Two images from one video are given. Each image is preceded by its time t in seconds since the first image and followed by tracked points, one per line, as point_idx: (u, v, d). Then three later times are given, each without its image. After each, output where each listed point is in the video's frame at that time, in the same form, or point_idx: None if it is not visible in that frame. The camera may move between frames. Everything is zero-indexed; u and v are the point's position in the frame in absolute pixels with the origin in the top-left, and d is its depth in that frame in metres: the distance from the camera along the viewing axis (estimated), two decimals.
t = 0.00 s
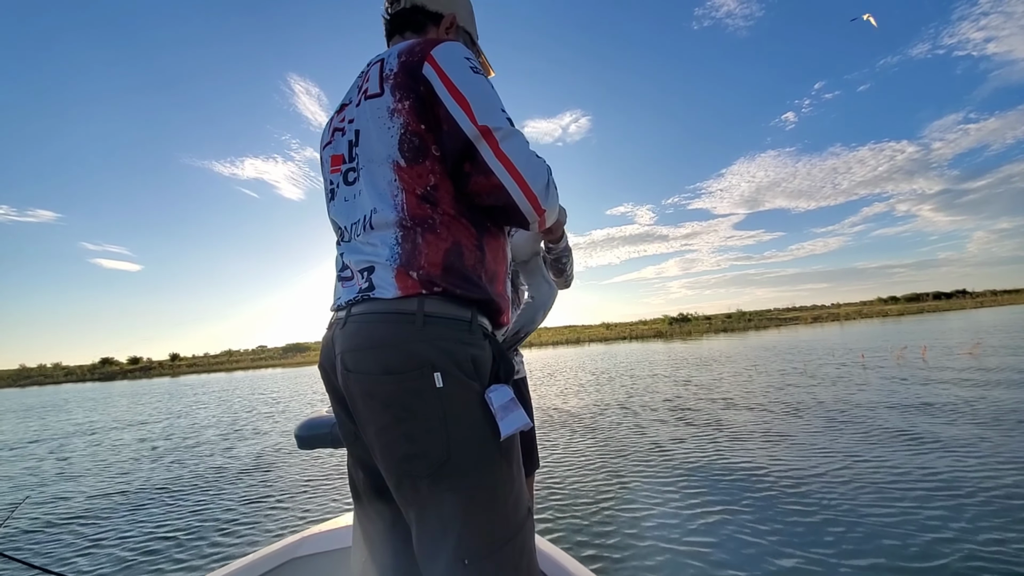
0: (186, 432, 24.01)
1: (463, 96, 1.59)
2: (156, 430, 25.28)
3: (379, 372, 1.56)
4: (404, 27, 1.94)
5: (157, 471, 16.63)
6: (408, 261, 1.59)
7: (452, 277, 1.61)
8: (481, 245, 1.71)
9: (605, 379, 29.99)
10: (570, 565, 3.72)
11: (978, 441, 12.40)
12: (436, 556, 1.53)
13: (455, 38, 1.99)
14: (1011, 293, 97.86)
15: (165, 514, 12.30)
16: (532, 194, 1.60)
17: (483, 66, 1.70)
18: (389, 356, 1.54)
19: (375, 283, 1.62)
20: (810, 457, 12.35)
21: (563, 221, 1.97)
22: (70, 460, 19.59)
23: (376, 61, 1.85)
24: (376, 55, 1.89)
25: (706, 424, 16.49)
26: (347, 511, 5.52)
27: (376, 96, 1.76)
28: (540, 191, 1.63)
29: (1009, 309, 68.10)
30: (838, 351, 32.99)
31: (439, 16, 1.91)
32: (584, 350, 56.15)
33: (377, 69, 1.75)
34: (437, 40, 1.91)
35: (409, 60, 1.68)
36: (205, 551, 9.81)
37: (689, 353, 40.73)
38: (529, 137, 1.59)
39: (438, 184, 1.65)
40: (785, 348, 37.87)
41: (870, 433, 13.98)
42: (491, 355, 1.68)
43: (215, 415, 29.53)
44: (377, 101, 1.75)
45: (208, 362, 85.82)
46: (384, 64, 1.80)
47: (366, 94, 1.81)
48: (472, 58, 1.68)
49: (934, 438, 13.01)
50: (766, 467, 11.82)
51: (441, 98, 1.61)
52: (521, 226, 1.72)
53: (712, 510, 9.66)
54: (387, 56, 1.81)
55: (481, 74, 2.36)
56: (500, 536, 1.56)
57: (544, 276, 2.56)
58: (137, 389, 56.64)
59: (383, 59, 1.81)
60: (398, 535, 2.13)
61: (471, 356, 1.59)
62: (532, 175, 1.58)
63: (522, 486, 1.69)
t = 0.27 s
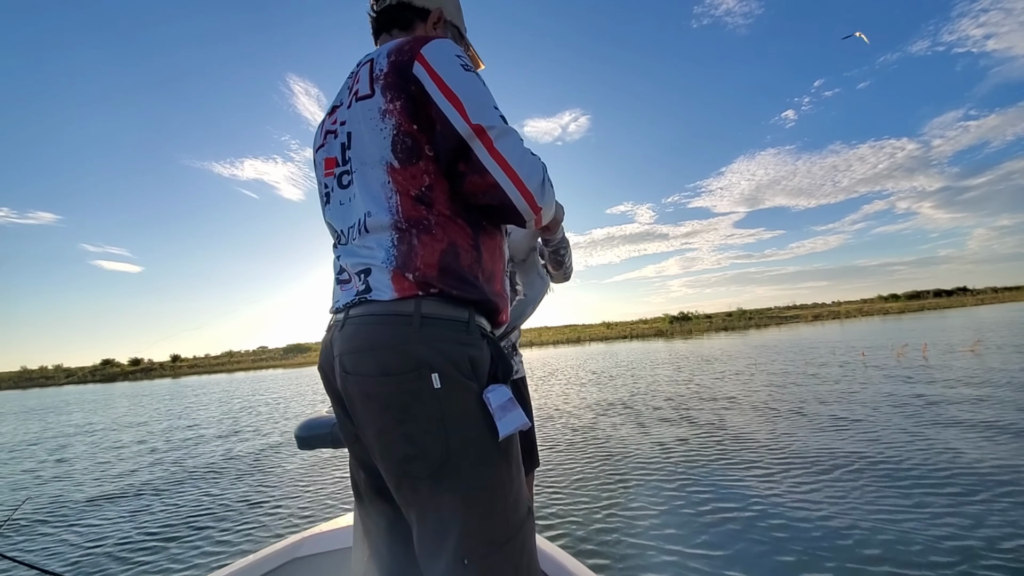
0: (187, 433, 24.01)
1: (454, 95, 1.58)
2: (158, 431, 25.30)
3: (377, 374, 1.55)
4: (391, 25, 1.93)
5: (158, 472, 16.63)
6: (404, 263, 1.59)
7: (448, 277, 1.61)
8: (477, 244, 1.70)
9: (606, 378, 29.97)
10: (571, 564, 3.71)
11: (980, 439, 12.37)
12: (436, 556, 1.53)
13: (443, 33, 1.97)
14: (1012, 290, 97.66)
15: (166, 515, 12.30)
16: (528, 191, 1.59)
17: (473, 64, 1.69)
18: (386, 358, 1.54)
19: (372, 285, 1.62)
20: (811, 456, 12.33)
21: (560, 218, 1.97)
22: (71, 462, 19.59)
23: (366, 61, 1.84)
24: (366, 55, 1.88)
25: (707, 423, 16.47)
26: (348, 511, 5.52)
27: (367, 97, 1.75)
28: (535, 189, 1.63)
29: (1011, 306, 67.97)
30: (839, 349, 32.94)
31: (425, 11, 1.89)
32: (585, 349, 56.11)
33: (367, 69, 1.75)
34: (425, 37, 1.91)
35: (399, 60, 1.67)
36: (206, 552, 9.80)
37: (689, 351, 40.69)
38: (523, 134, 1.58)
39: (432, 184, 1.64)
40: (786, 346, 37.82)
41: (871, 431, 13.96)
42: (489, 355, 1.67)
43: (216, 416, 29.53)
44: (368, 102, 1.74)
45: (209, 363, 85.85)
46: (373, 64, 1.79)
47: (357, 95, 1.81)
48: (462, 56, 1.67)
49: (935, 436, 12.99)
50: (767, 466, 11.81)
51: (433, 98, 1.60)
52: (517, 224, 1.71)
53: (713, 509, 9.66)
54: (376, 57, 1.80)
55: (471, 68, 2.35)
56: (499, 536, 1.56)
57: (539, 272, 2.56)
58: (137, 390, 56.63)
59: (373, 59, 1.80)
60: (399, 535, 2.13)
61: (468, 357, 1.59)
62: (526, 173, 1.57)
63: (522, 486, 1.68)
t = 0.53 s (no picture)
0: (187, 432, 24.01)
1: (448, 96, 1.57)
2: (158, 430, 25.30)
3: (376, 374, 1.56)
4: (377, 23, 1.92)
5: (158, 471, 16.64)
6: (402, 266, 1.59)
7: (447, 279, 1.61)
8: (475, 243, 1.70)
9: (606, 379, 29.97)
10: (571, 565, 3.72)
11: (978, 441, 12.39)
12: (436, 554, 1.54)
13: (428, 27, 1.96)
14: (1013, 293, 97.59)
15: (165, 514, 12.30)
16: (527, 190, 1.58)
17: (465, 63, 1.69)
18: (386, 359, 1.55)
19: (371, 288, 1.63)
20: (811, 457, 12.33)
21: (561, 217, 1.96)
22: (71, 460, 19.61)
23: (356, 64, 1.84)
24: (356, 57, 1.87)
25: (707, 424, 16.48)
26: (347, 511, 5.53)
27: (359, 101, 1.75)
28: (534, 188, 1.62)
29: (1012, 309, 67.91)
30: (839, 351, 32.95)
31: (409, 5, 1.88)
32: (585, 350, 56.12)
33: (358, 73, 1.74)
34: (411, 33, 1.89)
35: (390, 61, 1.66)
36: (205, 551, 9.81)
37: (690, 352, 40.69)
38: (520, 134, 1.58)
39: (429, 186, 1.64)
40: (787, 348, 37.81)
41: (870, 433, 13.97)
42: (489, 355, 1.67)
43: (216, 414, 29.54)
44: (360, 106, 1.74)
45: (209, 361, 85.90)
46: (364, 67, 1.79)
47: (349, 99, 1.80)
48: (454, 56, 1.67)
49: (935, 438, 13.00)
50: (766, 467, 11.81)
51: (426, 100, 1.60)
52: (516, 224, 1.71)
53: (712, 510, 9.66)
54: (366, 59, 1.80)
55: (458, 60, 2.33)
56: (499, 535, 1.56)
57: (541, 273, 2.53)
58: (138, 388, 56.65)
59: (363, 62, 1.80)
60: (401, 534, 2.13)
61: (468, 357, 1.59)
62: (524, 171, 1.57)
63: (522, 485, 1.68)
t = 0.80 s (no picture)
0: (187, 430, 24.03)
1: (437, 96, 1.57)
2: (158, 428, 25.32)
3: (372, 375, 1.56)
4: (363, 26, 1.91)
5: (157, 469, 16.65)
6: (396, 267, 1.60)
7: (441, 279, 1.61)
8: (469, 243, 1.70)
9: (607, 380, 30.00)
10: (570, 565, 3.71)
11: (977, 445, 12.41)
12: (434, 552, 1.54)
13: (414, 27, 1.95)
14: (1014, 297, 97.58)
15: (164, 512, 12.31)
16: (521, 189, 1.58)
17: (453, 62, 1.68)
18: (381, 359, 1.55)
19: (367, 290, 1.64)
20: (810, 459, 12.35)
21: (559, 214, 1.95)
22: (71, 457, 19.63)
23: (345, 69, 1.84)
24: (345, 61, 1.88)
25: (707, 425, 16.49)
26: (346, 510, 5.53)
27: (349, 105, 1.76)
28: (527, 185, 1.62)
29: (1013, 313, 67.87)
30: (839, 354, 32.96)
31: (394, 6, 1.87)
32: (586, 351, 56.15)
33: (346, 77, 1.75)
34: (397, 34, 1.89)
35: (378, 65, 1.66)
36: (204, 549, 9.82)
37: (690, 354, 40.71)
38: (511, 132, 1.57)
39: (421, 187, 1.64)
40: (787, 350, 37.83)
41: (870, 436, 13.98)
42: (485, 354, 1.67)
43: (216, 413, 29.57)
44: (351, 110, 1.75)
45: (209, 359, 85.93)
46: (352, 71, 1.79)
47: (339, 104, 1.81)
48: (442, 56, 1.66)
49: (934, 441, 13.01)
50: (765, 469, 11.82)
51: (414, 100, 1.59)
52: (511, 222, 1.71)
53: (711, 511, 9.67)
54: (354, 63, 1.80)
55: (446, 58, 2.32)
56: (496, 533, 1.56)
57: (545, 273, 2.53)
58: (138, 386, 56.70)
59: (352, 66, 1.80)
60: (400, 533, 2.14)
61: (463, 357, 1.59)
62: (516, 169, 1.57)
63: (518, 483, 1.68)
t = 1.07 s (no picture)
0: (188, 431, 24.05)
1: (421, 98, 1.57)
2: (159, 429, 25.34)
3: (365, 377, 1.56)
4: (349, 32, 1.92)
5: (158, 470, 16.68)
6: (386, 270, 1.60)
7: (431, 280, 1.61)
8: (459, 242, 1.69)
9: (608, 380, 30.01)
10: (570, 565, 3.71)
11: (978, 444, 12.39)
12: (429, 554, 1.55)
13: (401, 32, 1.96)
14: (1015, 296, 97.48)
15: (165, 513, 12.33)
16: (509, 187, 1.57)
17: (438, 63, 1.68)
18: (373, 362, 1.55)
19: (359, 294, 1.64)
20: (810, 459, 12.35)
21: (551, 213, 1.94)
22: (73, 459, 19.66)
23: (331, 75, 1.84)
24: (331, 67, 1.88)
25: (707, 426, 16.50)
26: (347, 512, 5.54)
27: (335, 111, 1.76)
28: (516, 183, 1.61)
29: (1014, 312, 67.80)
30: (841, 353, 32.93)
31: (379, 12, 1.88)
32: (587, 351, 56.15)
33: (332, 83, 1.75)
34: (383, 39, 1.90)
35: (362, 69, 1.66)
36: (205, 549, 9.84)
37: (692, 354, 40.70)
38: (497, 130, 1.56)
39: (409, 189, 1.64)
40: (789, 350, 37.80)
41: (870, 435, 13.99)
42: (477, 355, 1.66)
43: (218, 414, 29.62)
44: (337, 115, 1.75)
45: (211, 361, 85.96)
46: (338, 77, 1.79)
47: (326, 110, 1.82)
48: (426, 57, 1.66)
49: (935, 440, 13.00)
50: (766, 470, 11.83)
51: (399, 102, 1.59)
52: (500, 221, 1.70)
53: (711, 511, 9.68)
54: (340, 69, 1.80)
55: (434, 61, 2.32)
56: (490, 533, 1.56)
57: (536, 271, 2.54)
58: (139, 387, 56.74)
59: (337, 72, 1.80)
60: (399, 534, 2.14)
61: (454, 358, 1.58)
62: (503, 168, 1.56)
63: (513, 483, 1.68)
